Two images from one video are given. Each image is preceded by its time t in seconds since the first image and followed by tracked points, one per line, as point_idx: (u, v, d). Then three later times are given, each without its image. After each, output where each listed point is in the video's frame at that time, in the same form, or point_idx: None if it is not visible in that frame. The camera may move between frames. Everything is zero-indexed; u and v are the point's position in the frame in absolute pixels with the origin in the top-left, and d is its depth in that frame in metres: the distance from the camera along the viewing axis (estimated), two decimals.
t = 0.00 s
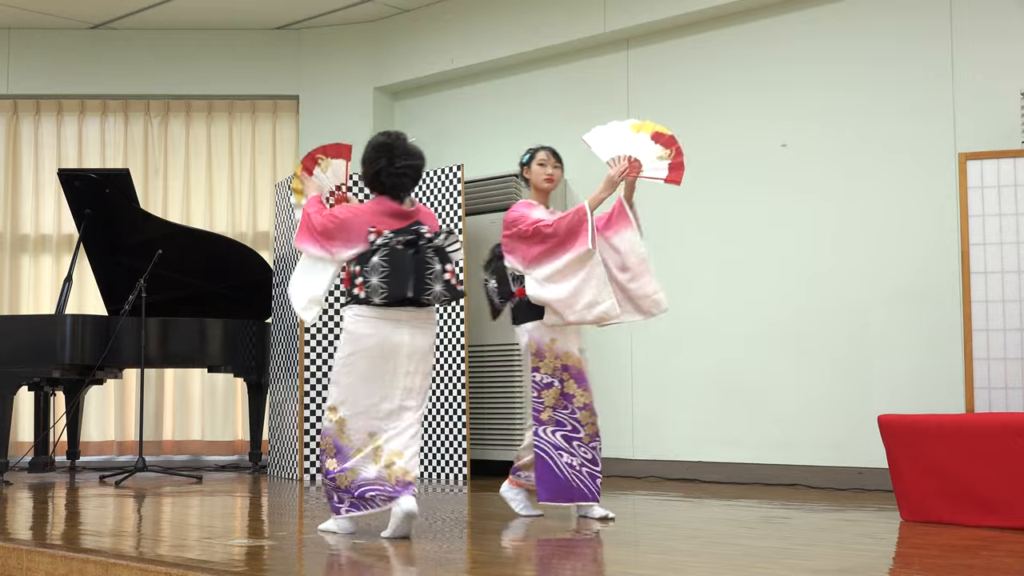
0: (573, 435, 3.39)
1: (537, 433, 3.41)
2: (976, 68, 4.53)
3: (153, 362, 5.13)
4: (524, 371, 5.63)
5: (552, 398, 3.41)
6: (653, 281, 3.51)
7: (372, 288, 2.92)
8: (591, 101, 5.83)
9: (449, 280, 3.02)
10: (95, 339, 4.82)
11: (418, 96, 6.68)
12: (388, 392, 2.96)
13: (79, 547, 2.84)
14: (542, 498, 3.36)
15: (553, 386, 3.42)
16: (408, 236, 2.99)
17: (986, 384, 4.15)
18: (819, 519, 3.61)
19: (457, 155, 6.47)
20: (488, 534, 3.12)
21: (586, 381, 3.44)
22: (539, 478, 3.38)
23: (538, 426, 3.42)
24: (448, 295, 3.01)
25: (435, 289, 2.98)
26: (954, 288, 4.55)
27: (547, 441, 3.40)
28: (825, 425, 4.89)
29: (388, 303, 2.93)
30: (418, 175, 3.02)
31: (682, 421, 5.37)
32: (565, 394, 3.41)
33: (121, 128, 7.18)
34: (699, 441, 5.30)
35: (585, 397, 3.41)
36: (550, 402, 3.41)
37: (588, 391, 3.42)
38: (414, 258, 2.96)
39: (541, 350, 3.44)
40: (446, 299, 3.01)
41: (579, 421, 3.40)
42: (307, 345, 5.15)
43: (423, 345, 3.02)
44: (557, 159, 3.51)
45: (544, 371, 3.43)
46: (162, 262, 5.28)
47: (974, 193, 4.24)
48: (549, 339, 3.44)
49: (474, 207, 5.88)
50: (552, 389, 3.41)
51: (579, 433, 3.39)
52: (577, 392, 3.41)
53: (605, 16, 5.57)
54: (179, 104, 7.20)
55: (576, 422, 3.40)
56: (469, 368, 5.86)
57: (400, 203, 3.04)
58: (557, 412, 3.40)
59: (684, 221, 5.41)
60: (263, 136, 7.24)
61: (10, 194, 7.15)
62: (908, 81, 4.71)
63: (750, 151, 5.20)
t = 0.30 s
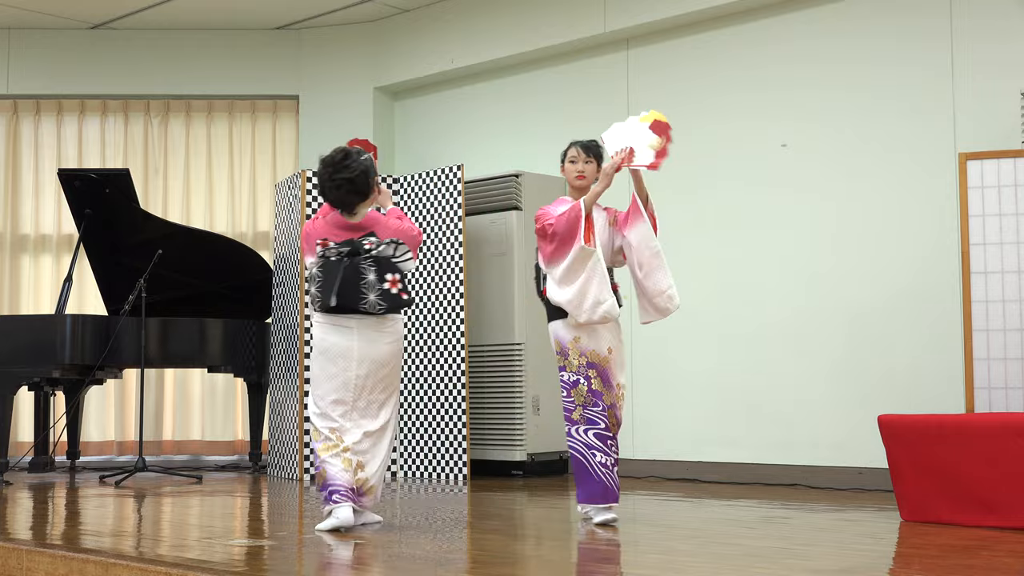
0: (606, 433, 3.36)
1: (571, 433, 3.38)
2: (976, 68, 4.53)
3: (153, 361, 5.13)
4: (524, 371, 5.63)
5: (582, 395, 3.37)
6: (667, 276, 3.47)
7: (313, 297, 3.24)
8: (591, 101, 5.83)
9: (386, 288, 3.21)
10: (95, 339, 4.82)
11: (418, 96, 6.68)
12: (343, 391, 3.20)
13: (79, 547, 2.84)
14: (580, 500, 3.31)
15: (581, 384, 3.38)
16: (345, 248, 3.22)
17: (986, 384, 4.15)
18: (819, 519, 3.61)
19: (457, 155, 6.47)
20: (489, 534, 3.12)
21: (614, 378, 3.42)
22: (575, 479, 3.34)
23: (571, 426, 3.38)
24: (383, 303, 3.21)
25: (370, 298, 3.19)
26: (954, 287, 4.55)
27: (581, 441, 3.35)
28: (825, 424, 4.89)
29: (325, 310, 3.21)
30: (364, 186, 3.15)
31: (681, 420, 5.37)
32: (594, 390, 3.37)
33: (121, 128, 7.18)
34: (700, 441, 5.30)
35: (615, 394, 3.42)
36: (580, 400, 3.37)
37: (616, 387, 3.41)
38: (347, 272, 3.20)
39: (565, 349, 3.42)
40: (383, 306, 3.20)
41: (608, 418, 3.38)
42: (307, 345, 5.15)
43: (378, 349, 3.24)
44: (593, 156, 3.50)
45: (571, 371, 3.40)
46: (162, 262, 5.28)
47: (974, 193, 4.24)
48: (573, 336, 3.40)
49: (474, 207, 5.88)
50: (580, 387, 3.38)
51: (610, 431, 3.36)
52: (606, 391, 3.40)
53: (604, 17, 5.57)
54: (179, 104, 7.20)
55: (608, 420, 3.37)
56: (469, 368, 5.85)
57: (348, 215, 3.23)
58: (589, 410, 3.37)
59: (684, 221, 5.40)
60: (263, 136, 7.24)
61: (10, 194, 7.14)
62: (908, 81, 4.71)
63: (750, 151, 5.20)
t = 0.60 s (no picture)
0: (607, 439, 3.22)
1: (572, 437, 3.27)
2: (977, 68, 4.53)
3: (152, 361, 5.13)
4: (524, 371, 5.63)
5: (585, 399, 3.26)
6: (648, 275, 3.11)
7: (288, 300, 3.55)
8: (591, 101, 5.83)
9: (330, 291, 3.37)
10: (95, 339, 4.82)
11: (418, 96, 6.68)
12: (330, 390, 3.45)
13: (79, 547, 2.84)
14: (571, 505, 3.23)
15: (585, 387, 3.26)
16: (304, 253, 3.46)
17: (986, 384, 4.15)
18: (819, 519, 3.61)
19: (457, 155, 6.47)
20: (488, 534, 3.12)
21: (625, 383, 3.22)
22: (572, 482, 3.25)
23: (572, 430, 3.28)
24: (326, 304, 3.38)
25: (318, 300, 3.39)
26: (954, 287, 4.55)
27: (581, 446, 3.25)
28: (825, 424, 4.89)
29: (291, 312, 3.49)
30: (323, 195, 3.41)
31: (681, 420, 5.37)
32: (598, 395, 3.24)
33: (121, 128, 7.18)
34: (700, 441, 5.30)
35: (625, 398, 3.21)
36: (583, 404, 3.26)
37: (627, 392, 3.21)
38: (300, 277, 3.44)
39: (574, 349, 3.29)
40: (327, 308, 3.37)
41: (613, 425, 3.22)
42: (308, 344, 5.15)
43: (344, 348, 3.38)
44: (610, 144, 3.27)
45: (577, 372, 3.28)
46: (162, 262, 5.28)
47: (974, 193, 4.23)
48: (581, 336, 3.27)
49: (474, 207, 5.88)
50: (584, 390, 3.26)
51: (613, 439, 3.21)
52: (610, 394, 3.22)
53: (604, 17, 5.57)
54: (179, 104, 7.20)
55: (610, 427, 3.22)
56: (469, 368, 5.85)
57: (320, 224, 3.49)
58: (591, 412, 3.25)
59: (685, 222, 5.40)
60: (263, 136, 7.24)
61: (10, 194, 7.14)
62: (908, 81, 4.71)
63: (750, 151, 5.20)
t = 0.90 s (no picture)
0: (613, 440, 3.17)
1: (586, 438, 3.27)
2: (977, 68, 4.53)
3: (153, 362, 5.12)
4: (524, 371, 5.63)
5: (594, 399, 3.23)
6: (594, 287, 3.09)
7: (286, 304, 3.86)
8: (591, 101, 5.83)
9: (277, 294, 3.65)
10: (95, 339, 4.82)
11: (418, 96, 6.69)
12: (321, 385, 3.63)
13: (79, 547, 2.84)
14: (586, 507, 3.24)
15: (594, 387, 3.23)
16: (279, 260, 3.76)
17: (986, 384, 4.15)
18: (819, 519, 3.61)
19: (458, 155, 6.47)
20: (488, 534, 3.12)
21: (629, 382, 3.15)
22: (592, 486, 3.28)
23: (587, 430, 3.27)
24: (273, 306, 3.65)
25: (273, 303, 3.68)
26: (953, 287, 4.55)
27: (592, 448, 3.24)
28: (825, 424, 4.89)
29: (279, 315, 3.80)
30: (295, 208, 3.61)
31: (681, 420, 5.37)
32: (603, 395, 3.20)
33: (121, 128, 7.18)
34: (699, 442, 5.30)
35: (629, 397, 3.14)
36: (593, 404, 3.23)
37: (632, 392, 3.14)
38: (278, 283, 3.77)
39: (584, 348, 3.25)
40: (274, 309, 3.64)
41: (618, 426, 3.17)
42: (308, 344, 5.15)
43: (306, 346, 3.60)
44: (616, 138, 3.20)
45: (588, 371, 3.25)
46: (162, 262, 5.28)
47: (974, 193, 4.24)
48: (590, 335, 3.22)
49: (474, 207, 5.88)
50: (593, 390, 3.23)
51: (618, 440, 3.16)
52: (614, 394, 3.17)
53: (604, 16, 5.57)
54: (179, 104, 7.20)
55: (615, 429, 3.17)
56: (469, 368, 5.85)
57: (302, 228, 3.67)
58: (600, 413, 3.22)
59: (685, 221, 5.40)
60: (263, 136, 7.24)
61: (10, 194, 7.14)
62: (908, 81, 4.71)
63: (750, 151, 5.20)
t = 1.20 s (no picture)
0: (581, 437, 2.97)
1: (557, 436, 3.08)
2: (976, 69, 4.53)
3: (153, 362, 5.12)
4: (523, 371, 5.63)
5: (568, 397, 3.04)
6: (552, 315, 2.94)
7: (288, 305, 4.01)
8: (591, 101, 5.83)
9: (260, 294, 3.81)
10: (95, 339, 4.82)
11: (417, 96, 6.68)
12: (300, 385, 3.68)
13: (79, 547, 2.84)
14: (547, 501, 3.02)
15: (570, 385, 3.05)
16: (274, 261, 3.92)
17: (986, 384, 4.15)
18: (819, 519, 3.61)
19: (457, 155, 6.46)
20: (488, 534, 3.12)
21: (607, 382, 2.97)
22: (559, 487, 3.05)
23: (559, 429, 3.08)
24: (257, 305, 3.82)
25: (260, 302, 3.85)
26: (954, 287, 4.55)
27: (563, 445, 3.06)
28: (826, 424, 4.89)
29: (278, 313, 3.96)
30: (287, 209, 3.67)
31: (682, 420, 5.37)
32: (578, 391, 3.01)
33: (121, 128, 7.18)
34: (700, 442, 5.30)
35: (604, 396, 2.96)
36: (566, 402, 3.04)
37: (607, 390, 2.96)
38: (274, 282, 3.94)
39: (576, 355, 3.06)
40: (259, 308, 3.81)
41: (587, 424, 2.97)
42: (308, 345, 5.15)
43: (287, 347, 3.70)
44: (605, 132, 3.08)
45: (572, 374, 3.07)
46: (162, 262, 5.28)
47: (974, 193, 4.24)
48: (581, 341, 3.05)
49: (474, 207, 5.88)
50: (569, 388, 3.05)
51: (586, 438, 2.96)
52: (590, 392, 2.98)
53: (604, 16, 5.57)
54: (179, 104, 7.19)
55: (585, 426, 2.97)
56: (469, 368, 5.85)
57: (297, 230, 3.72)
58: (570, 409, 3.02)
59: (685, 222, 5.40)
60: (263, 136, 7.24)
61: (10, 194, 7.15)
62: (908, 81, 4.71)
63: (751, 151, 5.20)
